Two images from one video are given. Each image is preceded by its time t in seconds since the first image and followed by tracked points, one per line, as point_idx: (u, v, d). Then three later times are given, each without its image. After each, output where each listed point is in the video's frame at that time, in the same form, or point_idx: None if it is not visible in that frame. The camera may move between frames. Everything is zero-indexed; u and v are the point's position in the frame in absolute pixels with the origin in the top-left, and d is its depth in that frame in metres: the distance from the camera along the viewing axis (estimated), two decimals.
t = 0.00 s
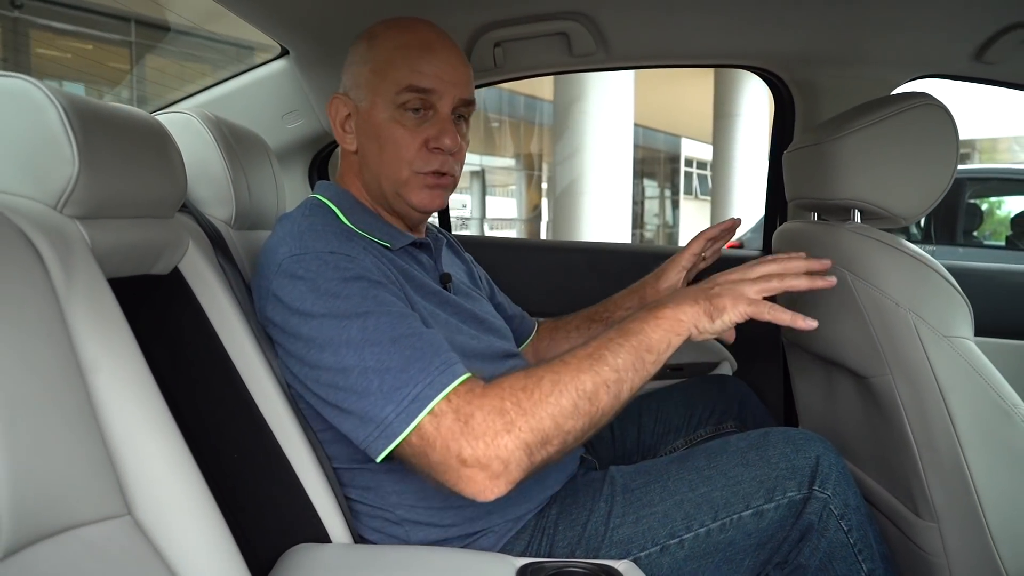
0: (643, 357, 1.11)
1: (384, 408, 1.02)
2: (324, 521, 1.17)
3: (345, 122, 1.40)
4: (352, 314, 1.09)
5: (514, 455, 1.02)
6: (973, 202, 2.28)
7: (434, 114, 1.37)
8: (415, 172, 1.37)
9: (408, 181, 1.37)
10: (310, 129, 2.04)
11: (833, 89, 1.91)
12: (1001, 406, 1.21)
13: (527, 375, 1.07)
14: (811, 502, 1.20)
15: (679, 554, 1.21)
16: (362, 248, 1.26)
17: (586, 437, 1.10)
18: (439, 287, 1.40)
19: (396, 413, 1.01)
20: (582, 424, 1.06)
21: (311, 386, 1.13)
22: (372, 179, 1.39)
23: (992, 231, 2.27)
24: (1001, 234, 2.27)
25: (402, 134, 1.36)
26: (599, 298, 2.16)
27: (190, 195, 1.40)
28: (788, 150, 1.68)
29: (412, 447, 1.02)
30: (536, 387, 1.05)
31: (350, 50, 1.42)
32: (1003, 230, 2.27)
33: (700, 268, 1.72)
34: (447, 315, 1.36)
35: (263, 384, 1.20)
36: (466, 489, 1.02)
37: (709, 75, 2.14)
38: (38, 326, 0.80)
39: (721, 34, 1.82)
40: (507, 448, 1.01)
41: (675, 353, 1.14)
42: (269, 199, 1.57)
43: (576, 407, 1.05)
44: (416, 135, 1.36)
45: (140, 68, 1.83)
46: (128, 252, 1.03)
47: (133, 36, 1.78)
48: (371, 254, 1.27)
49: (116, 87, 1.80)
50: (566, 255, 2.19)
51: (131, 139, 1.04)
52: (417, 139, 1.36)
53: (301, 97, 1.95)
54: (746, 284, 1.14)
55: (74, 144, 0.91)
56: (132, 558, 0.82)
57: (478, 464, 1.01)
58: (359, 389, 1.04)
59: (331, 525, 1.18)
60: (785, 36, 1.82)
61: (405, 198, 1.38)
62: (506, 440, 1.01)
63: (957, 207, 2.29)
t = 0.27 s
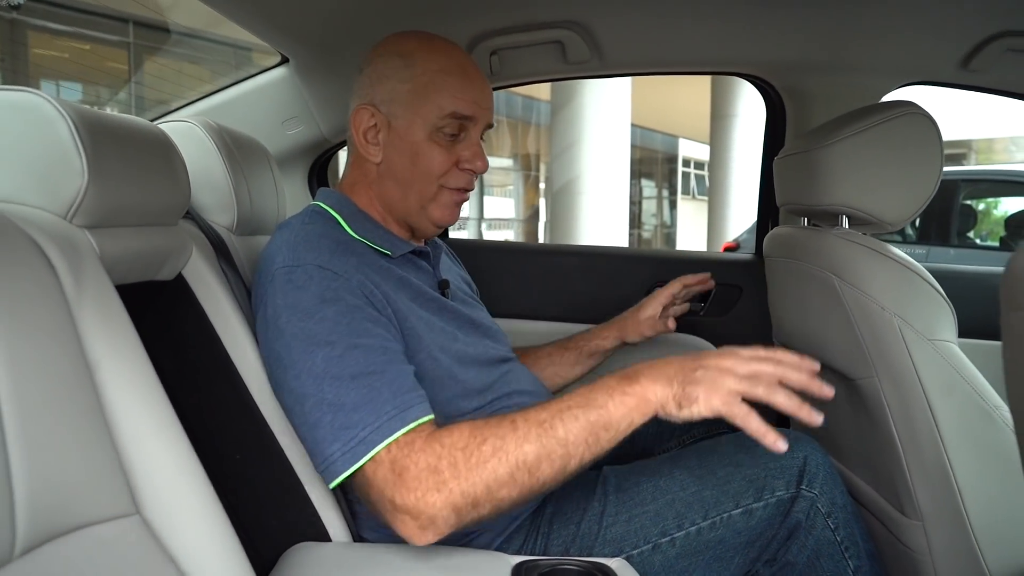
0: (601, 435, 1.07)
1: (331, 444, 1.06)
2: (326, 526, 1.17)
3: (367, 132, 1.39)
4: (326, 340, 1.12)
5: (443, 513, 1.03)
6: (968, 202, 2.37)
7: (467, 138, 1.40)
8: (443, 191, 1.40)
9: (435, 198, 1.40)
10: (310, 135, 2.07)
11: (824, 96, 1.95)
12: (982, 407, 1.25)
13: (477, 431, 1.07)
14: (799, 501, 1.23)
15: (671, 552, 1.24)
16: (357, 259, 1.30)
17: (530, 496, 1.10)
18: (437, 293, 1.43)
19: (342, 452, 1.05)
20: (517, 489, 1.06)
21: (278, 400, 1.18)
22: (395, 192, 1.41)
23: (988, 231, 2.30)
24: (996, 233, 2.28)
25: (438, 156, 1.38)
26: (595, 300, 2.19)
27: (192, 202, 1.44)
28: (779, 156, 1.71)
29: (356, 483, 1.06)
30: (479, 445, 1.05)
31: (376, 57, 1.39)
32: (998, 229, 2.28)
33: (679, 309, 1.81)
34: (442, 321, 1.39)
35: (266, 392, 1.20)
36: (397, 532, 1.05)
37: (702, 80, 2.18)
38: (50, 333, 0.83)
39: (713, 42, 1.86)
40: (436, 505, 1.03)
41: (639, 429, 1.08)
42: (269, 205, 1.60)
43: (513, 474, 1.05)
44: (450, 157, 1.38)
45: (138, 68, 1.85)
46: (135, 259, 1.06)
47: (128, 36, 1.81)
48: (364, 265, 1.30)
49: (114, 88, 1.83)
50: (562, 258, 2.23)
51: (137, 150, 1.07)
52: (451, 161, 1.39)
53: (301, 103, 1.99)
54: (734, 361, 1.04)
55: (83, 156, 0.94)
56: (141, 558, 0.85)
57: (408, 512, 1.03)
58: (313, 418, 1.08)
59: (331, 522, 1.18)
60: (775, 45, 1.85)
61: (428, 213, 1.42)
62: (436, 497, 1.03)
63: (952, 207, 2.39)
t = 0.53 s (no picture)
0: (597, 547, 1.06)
1: (327, 453, 1.09)
2: (327, 518, 1.22)
3: (376, 136, 1.42)
4: (333, 349, 1.14)
5: (419, 540, 1.04)
6: (963, 203, 2.38)
7: (471, 148, 1.42)
8: (443, 198, 1.42)
9: (434, 205, 1.43)
10: (312, 137, 2.10)
11: (818, 99, 1.98)
12: (972, 405, 1.28)
13: (481, 483, 1.09)
14: (791, 492, 1.28)
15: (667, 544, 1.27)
16: (367, 267, 1.32)
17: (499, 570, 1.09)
18: (442, 297, 1.46)
19: (336, 461, 1.08)
20: (491, 556, 1.05)
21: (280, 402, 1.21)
22: (397, 196, 1.44)
23: (985, 231, 2.36)
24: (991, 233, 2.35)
25: (440, 164, 1.40)
26: (592, 300, 2.22)
27: (198, 204, 1.46)
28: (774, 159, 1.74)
29: (348, 490, 1.09)
30: (478, 496, 1.07)
31: (389, 63, 1.42)
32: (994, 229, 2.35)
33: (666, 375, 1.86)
34: (447, 326, 1.42)
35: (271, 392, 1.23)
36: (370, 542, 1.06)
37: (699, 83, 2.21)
38: (65, 331, 0.85)
39: (710, 46, 1.89)
40: (415, 530, 1.04)
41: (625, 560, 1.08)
42: (273, 207, 1.62)
43: (495, 541, 1.05)
44: (452, 166, 1.41)
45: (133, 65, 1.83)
46: (145, 260, 1.08)
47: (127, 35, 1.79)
48: (373, 274, 1.33)
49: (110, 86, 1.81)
50: (560, 259, 2.25)
51: (146, 153, 1.10)
52: (452, 169, 1.41)
53: (303, 107, 2.01)
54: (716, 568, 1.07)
55: (96, 160, 0.96)
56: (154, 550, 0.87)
57: (387, 525, 1.05)
58: (312, 425, 1.11)
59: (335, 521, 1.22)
60: (770, 49, 1.88)
61: (427, 219, 1.44)
62: (418, 525, 1.04)
63: (947, 207, 2.40)
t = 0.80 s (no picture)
0: None
1: (375, 445, 1.11)
2: (333, 514, 1.23)
3: (381, 137, 1.45)
4: (364, 346, 1.16)
5: (468, 530, 1.07)
6: (959, 203, 2.41)
7: (472, 153, 1.44)
8: (441, 202, 1.44)
9: (433, 208, 1.44)
10: (314, 137, 2.12)
11: (814, 100, 2.01)
12: (968, 403, 1.31)
13: (537, 493, 1.10)
14: (789, 488, 1.30)
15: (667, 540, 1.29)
16: (378, 270, 1.33)
17: None
18: (447, 298, 1.48)
19: (386, 452, 1.10)
20: (534, 564, 1.06)
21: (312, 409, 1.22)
22: (398, 198, 1.45)
23: (981, 231, 2.37)
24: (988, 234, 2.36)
25: (440, 167, 1.42)
26: (592, 299, 2.24)
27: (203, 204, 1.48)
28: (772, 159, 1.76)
29: (394, 482, 1.11)
30: (531, 504, 1.08)
31: (398, 66, 1.45)
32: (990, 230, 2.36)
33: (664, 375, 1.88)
34: (455, 327, 1.44)
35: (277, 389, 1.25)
36: (419, 523, 1.10)
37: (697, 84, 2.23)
38: (77, 327, 0.87)
39: (708, 47, 1.91)
40: (466, 522, 1.06)
41: None
42: (276, 206, 1.64)
43: (540, 553, 1.06)
44: (452, 169, 1.43)
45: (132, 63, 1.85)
46: (152, 258, 1.10)
47: (124, 34, 1.79)
48: (386, 276, 1.34)
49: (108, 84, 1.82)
50: (559, 258, 2.27)
51: (154, 154, 1.11)
52: (453, 172, 1.43)
53: (305, 107, 2.03)
54: None
55: (105, 159, 0.98)
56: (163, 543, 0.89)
57: (443, 511, 1.07)
58: (355, 419, 1.13)
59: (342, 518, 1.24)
60: (767, 50, 1.90)
61: (426, 222, 1.46)
62: (469, 517, 1.06)
63: (943, 207, 2.42)
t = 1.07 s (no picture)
0: None
1: (365, 444, 1.11)
2: (330, 510, 1.25)
3: (366, 137, 1.47)
4: (354, 345, 1.17)
5: (460, 525, 1.08)
6: (954, 203, 2.44)
7: (456, 149, 1.44)
8: (429, 201, 1.44)
9: (421, 208, 1.45)
10: (310, 137, 2.13)
11: (808, 100, 2.02)
12: (955, 399, 1.32)
13: (528, 490, 1.12)
14: (782, 484, 1.31)
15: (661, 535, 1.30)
16: (366, 268, 1.36)
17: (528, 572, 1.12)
18: (438, 297, 1.49)
19: (376, 451, 1.10)
20: (527, 560, 1.08)
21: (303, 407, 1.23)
22: (385, 198, 1.47)
23: (976, 230, 2.37)
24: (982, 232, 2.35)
25: (424, 165, 1.43)
26: (587, 298, 2.25)
27: (201, 203, 1.49)
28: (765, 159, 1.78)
29: (387, 480, 1.12)
30: (523, 501, 1.10)
31: (382, 66, 1.47)
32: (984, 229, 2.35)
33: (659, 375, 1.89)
34: (447, 325, 1.46)
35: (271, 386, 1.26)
36: (411, 520, 1.11)
37: (692, 84, 2.25)
38: (76, 325, 0.87)
39: (702, 47, 1.92)
40: (457, 517, 1.08)
41: None
42: (273, 206, 1.65)
43: (533, 549, 1.08)
44: (437, 167, 1.43)
45: (128, 63, 1.86)
46: (150, 257, 1.11)
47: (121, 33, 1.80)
48: (375, 276, 1.36)
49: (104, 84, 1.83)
50: (555, 257, 2.28)
51: (152, 153, 1.12)
52: (437, 171, 1.43)
53: (302, 107, 2.04)
54: None
55: (104, 158, 0.99)
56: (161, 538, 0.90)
57: (435, 508, 1.09)
58: (345, 418, 1.13)
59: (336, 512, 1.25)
60: (761, 51, 1.92)
61: (415, 221, 1.47)
62: (462, 513, 1.08)
63: (937, 207, 2.46)
